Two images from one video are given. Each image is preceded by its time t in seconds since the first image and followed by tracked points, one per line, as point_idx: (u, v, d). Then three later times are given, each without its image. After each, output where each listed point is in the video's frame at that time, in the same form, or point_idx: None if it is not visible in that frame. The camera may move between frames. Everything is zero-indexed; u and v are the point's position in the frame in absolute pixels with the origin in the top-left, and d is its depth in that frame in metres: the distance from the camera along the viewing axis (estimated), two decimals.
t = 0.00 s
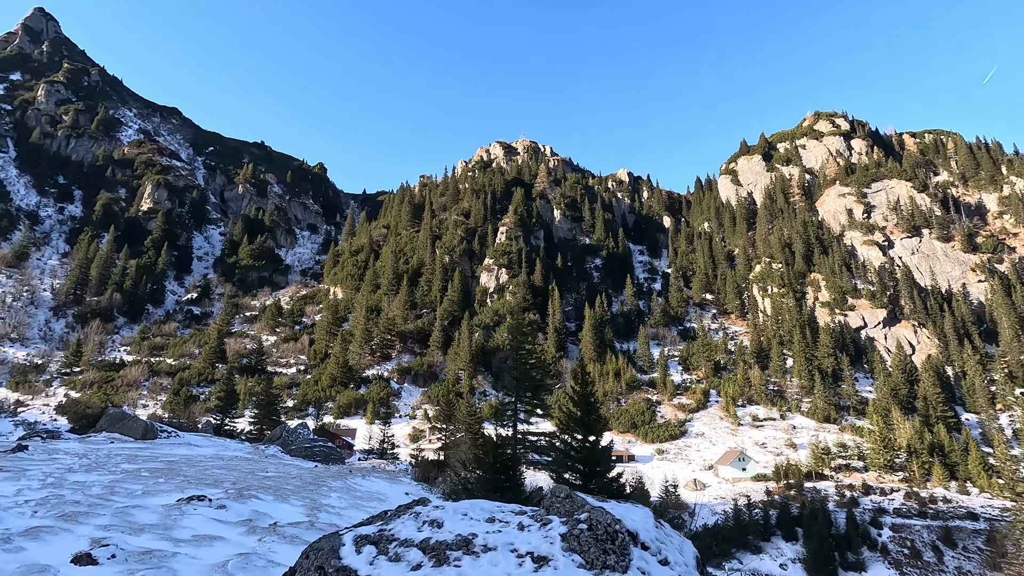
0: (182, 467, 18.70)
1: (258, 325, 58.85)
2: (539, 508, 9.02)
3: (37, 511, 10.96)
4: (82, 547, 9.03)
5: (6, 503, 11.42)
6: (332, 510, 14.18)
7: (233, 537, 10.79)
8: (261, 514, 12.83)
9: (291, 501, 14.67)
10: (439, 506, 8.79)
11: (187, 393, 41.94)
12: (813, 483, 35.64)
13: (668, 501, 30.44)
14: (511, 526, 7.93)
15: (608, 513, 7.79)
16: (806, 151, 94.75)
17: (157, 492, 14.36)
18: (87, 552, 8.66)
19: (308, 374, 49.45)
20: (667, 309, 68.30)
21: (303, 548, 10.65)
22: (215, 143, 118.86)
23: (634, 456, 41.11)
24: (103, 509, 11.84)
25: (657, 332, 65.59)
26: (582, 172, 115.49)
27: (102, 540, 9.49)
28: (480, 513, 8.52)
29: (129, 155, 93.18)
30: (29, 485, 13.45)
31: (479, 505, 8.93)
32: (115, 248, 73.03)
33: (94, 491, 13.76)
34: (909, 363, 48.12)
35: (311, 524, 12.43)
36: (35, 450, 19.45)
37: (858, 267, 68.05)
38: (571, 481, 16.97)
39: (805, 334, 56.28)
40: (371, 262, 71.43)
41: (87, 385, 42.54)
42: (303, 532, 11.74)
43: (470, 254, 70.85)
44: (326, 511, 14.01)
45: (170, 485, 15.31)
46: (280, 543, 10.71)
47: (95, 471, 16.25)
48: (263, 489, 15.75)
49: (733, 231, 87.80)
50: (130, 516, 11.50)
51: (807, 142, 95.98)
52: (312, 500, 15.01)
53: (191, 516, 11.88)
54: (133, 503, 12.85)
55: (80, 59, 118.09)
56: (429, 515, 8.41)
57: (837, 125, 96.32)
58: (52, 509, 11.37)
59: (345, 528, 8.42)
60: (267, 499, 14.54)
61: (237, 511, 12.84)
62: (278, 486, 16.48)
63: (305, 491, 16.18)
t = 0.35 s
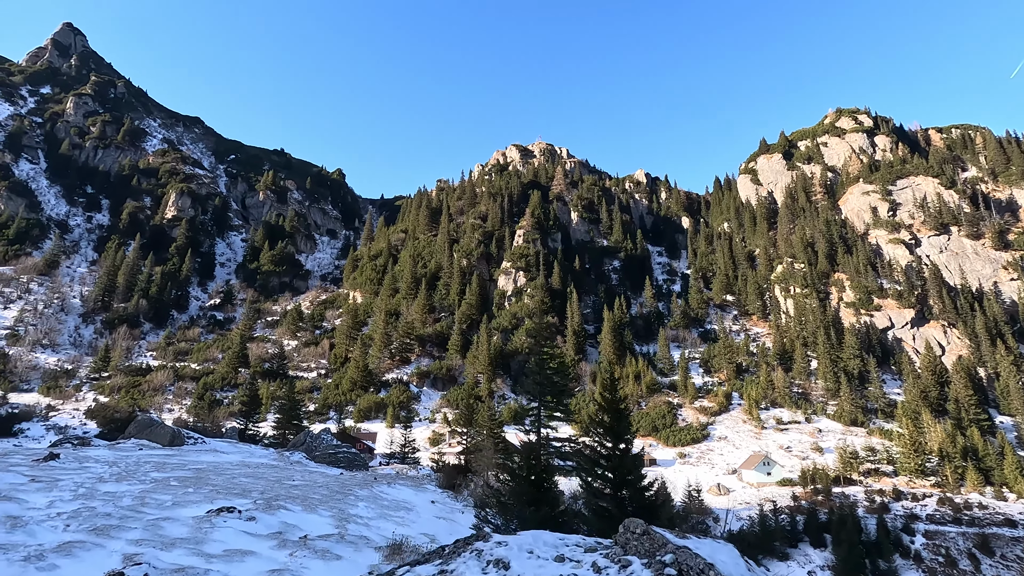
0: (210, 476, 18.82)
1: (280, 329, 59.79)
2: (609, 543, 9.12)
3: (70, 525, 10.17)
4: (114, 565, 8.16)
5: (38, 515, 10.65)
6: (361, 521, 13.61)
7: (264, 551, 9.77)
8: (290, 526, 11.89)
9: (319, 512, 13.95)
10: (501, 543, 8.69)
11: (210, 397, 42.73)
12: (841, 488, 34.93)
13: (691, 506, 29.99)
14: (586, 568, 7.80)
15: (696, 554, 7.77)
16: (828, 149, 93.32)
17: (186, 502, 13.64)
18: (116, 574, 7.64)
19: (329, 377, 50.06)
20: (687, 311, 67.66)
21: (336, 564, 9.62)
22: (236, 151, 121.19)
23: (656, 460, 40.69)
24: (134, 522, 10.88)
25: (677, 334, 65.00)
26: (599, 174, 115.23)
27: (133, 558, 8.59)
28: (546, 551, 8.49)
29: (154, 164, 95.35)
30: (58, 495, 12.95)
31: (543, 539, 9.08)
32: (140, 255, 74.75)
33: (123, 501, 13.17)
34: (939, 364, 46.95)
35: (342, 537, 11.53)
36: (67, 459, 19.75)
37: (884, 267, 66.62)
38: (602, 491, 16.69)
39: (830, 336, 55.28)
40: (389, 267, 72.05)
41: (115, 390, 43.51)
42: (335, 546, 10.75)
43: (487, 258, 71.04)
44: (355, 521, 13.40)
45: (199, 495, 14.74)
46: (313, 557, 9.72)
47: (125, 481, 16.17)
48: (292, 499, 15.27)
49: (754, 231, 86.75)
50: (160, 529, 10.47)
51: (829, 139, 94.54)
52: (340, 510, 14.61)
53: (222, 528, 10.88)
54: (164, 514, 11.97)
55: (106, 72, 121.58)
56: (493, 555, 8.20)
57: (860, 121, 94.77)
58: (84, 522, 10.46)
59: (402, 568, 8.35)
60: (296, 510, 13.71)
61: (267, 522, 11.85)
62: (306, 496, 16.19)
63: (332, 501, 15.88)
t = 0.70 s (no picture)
0: (234, 479, 19.12)
1: (298, 330, 60.58)
2: (678, 570, 8.52)
3: (99, 531, 10.17)
4: (143, 574, 8.05)
5: (67, 521, 10.72)
6: (386, 525, 13.70)
7: (290, 559, 9.73)
8: (315, 531, 11.95)
9: (343, 517, 14.08)
10: (563, 568, 7.90)
11: (231, 398, 43.42)
12: (866, 489, 34.35)
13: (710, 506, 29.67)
14: None
15: None
16: (848, 144, 91.87)
17: (212, 506, 13.76)
18: None
19: (346, 378, 50.53)
20: (704, 310, 67.08)
21: (364, 571, 9.61)
22: (253, 155, 122.95)
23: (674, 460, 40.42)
24: (161, 528, 10.95)
25: (694, 333, 64.48)
26: (613, 173, 114.73)
27: (163, 565, 8.51)
28: None
29: (173, 168, 97.02)
30: (85, 500, 13.08)
31: (602, 562, 8.69)
32: (161, 258, 76.21)
33: (151, 505, 13.30)
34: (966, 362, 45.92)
35: (367, 543, 11.55)
36: (95, 461, 20.22)
37: (907, 264, 65.32)
38: (629, 495, 16.26)
39: (851, 334, 54.37)
40: (405, 267, 72.59)
41: (139, 391, 44.46)
42: (361, 553, 10.74)
43: (502, 258, 71.09)
44: (379, 526, 13.45)
45: (224, 499, 14.84)
46: (341, 564, 9.70)
47: (151, 484, 16.38)
48: (316, 502, 15.31)
49: (772, 229, 85.73)
50: (188, 535, 10.51)
51: (848, 134, 93.00)
52: (364, 514, 14.66)
53: (247, 534, 10.85)
54: (190, 520, 12.00)
55: (127, 79, 124.22)
56: None
57: (881, 115, 93.11)
58: (112, 528, 10.54)
59: None
60: (321, 513, 13.87)
61: (292, 527, 11.94)
62: (329, 499, 16.25)
63: (356, 504, 15.94)
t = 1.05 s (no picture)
0: (238, 482, 19.08)
1: (301, 333, 60.56)
2: None
3: (101, 534, 10.08)
4: None
5: (70, 523, 10.65)
6: (394, 529, 13.61)
7: (299, 563, 9.62)
8: (323, 534, 11.85)
9: (350, 520, 13.98)
10: (616, 573, 7.62)
11: (233, 401, 43.39)
12: (871, 493, 34.19)
13: (715, 510, 29.42)
14: None
15: None
16: (850, 147, 91.88)
17: (217, 509, 13.68)
18: None
19: (348, 381, 50.49)
20: (707, 313, 67.00)
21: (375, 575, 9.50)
22: (256, 158, 123.32)
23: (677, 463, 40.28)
24: (166, 531, 10.87)
25: (697, 336, 64.30)
26: (615, 176, 114.89)
27: (167, 569, 8.39)
28: None
29: (176, 172, 97.36)
30: (88, 502, 13.02)
31: (653, 565, 8.46)
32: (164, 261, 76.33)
33: (155, 508, 13.24)
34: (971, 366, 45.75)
35: (377, 546, 11.46)
36: (98, 463, 20.18)
37: (911, 266, 65.15)
38: (640, 499, 16.10)
39: (855, 337, 54.22)
40: (407, 271, 72.57)
41: (141, 394, 44.46)
42: (370, 557, 10.64)
43: (504, 261, 71.11)
44: (387, 530, 13.36)
45: (229, 502, 14.77)
46: (350, 568, 9.59)
47: (155, 487, 16.31)
48: (322, 505, 15.24)
49: (774, 232, 85.66)
50: (192, 539, 10.44)
51: (851, 137, 93.04)
52: (372, 517, 14.57)
53: (254, 538, 10.75)
54: (195, 523, 11.92)
55: (131, 83, 124.90)
56: None
57: (883, 118, 93.12)
58: (114, 531, 10.45)
59: None
60: (328, 517, 13.75)
61: (299, 531, 11.84)
62: (336, 502, 16.18)
63: (363, 508, 15.86)
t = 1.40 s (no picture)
0: (231, 483, 18.90)
1: (294, 332, 60.22)
2: None
3: (89, 539, 9.93)
4: None
5: (56, 528, 10.46)
6: (392, 532, 13.48)
7: (294, 568, 9.49)
8: (319, 538, 11.71)
9: (347, 523, 13.83)
10: None
11: (226, 400, 43.08)
12: (864, 493, 34.41)
13: (709, 509, 29.49)
14: None
15: None
16: (844, 148, 92.45)
17: (209, 512, 13.50)
18: None
19: (342, 381, 50.28)
20: (701, 313, 67.20)
21: None
22: (250, 156, 122.67)
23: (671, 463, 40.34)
24: (156, 536, 10.70)
25: (691, 336, 64.45)
26: (610, 176, 115.09)
27: None
28: None
29: (170, 169, 96.63)
30: (76, 506, 12.81)
31: None
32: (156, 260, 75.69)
33: (145, 511, 13.04)
34: (962, 366, 46.14)
35: (374, 551, 11.33)
36: (87, 464, 19.91)
37: (904, 267, 65.64)
38: (640, 500, 16.24)
39: (848, 338, 54.56)
40: (402, 270, 72.32)
41: (132, 393, 44.00)
42: (367, 562, 10.51)
43: (499, 260, 70.90)
44: (384, 533, 13.24)
45: (221, 505, 14.58)
46: (347, 573, 9.46)
47: (145, 489, 16.08)
48: (318, 508, 15.09)
49: (769, 232, 86.09)
50: (184, 543, 10.30)
51: (845, 139, 93.61)
52: (368, 520, 14.43)
53: (249, 542, 10.59)
54: (186, 527, 11.74)
55: (123, 80, 123.88)
56: None
57: (876, 120, 93.79)
58: (103, 536, 10.29)
59: None
60: (324, 520, 13.59)
61: (294, 535, 11.69)
62: (332, 504, 16.02)
63: (359, 510, 15.71)
